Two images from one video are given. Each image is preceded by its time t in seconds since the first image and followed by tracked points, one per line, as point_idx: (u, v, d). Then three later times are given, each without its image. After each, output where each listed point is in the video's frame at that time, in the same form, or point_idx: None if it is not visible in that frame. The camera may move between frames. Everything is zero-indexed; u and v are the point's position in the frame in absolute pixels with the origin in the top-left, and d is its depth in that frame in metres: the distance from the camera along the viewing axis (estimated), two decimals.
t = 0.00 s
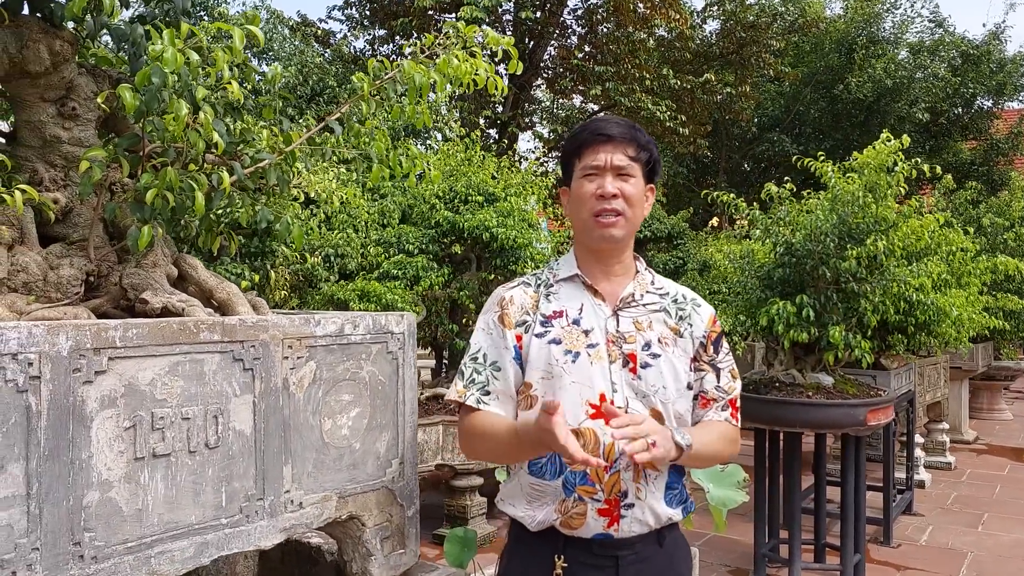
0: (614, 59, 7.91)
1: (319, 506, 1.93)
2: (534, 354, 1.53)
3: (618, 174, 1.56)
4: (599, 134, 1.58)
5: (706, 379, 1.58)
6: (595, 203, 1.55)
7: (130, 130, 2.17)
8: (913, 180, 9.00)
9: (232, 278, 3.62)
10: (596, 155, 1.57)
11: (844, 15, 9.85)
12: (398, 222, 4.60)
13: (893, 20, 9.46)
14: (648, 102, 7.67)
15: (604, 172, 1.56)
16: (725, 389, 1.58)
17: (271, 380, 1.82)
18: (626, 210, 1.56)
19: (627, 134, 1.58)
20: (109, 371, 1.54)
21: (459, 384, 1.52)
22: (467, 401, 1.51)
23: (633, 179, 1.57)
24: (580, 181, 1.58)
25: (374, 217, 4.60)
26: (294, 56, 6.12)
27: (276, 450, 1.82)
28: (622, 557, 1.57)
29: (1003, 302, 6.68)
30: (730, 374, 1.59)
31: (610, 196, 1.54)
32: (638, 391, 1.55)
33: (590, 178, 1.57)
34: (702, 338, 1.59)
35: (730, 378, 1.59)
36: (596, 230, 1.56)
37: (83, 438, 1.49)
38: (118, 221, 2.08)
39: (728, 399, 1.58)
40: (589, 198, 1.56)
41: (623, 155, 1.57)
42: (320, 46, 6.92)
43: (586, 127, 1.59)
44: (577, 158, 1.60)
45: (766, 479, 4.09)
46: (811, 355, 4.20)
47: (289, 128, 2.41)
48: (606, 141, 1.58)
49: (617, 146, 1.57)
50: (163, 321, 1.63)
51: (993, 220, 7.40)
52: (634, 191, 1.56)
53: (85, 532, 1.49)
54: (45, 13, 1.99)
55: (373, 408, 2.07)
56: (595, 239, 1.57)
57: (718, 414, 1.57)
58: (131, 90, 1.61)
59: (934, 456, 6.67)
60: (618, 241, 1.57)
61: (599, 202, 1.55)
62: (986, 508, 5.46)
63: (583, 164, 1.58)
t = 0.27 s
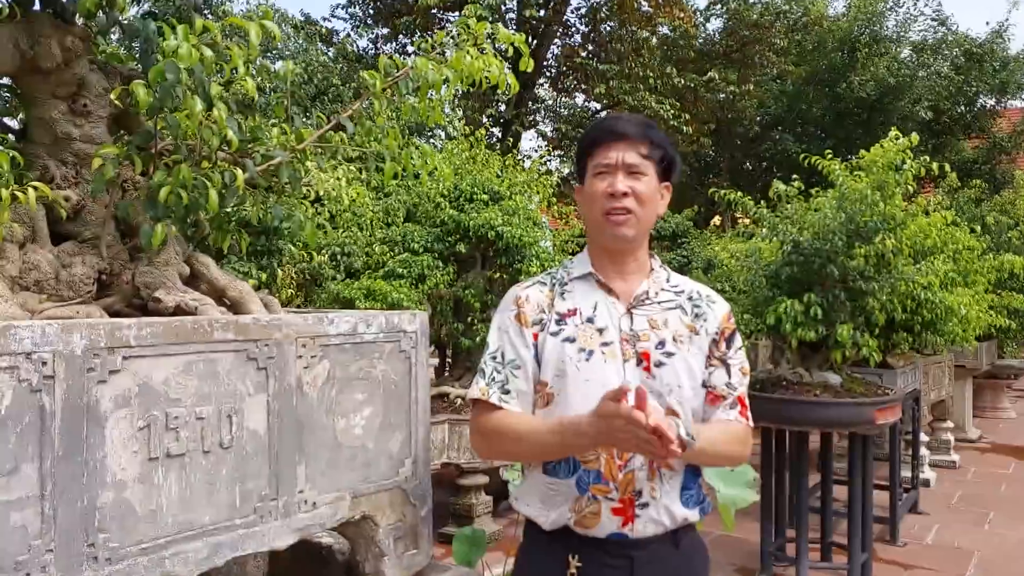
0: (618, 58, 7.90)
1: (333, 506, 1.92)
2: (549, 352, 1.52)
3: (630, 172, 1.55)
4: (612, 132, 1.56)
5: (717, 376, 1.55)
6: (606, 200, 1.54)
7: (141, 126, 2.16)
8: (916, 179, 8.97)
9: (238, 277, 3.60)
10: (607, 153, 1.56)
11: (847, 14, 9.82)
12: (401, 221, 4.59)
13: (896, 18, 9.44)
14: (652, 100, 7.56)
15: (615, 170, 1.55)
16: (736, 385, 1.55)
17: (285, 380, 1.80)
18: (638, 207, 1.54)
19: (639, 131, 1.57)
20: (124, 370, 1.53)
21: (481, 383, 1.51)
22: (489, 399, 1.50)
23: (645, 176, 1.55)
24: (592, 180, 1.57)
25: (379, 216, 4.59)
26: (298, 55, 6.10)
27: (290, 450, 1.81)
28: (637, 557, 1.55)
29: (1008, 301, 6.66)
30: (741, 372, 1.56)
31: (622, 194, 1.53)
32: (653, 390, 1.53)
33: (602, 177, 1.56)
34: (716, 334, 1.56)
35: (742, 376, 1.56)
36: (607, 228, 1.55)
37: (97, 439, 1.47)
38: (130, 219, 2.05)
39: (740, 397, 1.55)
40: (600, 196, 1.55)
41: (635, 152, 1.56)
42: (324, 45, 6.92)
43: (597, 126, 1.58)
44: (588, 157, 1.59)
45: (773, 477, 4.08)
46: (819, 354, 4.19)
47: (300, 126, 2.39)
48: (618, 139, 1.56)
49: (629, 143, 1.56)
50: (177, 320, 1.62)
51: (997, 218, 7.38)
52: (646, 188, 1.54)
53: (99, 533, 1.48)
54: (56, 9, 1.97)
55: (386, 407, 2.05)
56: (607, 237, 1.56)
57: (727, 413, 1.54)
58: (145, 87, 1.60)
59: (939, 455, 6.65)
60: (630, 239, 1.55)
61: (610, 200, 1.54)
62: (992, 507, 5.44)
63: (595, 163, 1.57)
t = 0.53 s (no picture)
0: (622, 54, 7.89)
1: (341, 505, 1.89)
2: (559, 352, 1.49)
3: (651, 165, 1.52)
4: (635, 124, 1.54)
5: (732, 373, 1.51)
6: (624, 191, 1.51)
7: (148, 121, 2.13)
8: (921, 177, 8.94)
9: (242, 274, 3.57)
10: (628, 144, 1.53)
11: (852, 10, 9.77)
12: (404, 219, 4.61)
13: (901, 14, 9.38)
14: (656, 96, 7.54)
15: (636, 162, 1.53)
16: (752, 381, 1.50)
17: (294, 377, 1.78)
18: (655, 201, 1.51)
19: (662, 125, 1.54)
20: (132, 368, 1.50)
21: (490, 383, 1.49)
22: (499, 400, 1.47)
23: (665, 171, 1.53)
24: (610, 171, 1.55)
25: (382, 213, 4.56)
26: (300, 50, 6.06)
27: (299, 448, 1.79)
28: (648, 558, 1.52)
29: (1014, 299, 6.63)
30: (757, 367, 1.51)
31: (641, 186, 1.50)
32: (666, 389, 1.51)
33: (621, 168, 1.53)
34: (729, 329, 1.52)
35: (758, 371, 1.51)
36: (624, 220, 1.52)
37: (105, 437, 1.45)
38: (136, 214, 2.03)
39: (756, 393, 1.50)
40: (618, 187, 1.52)
41: (658, 146, 1.53)
42: (326, 42, 6.89)
43: (620, 117, 1.56)
44: (608, 148, 1.56)
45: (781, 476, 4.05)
46: (826, 352, 4.17)
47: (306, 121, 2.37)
48: (640, 131, 1.54)
49: (652, 136, 1.53)
50: (185, 317, 1.59)
51: (1003, 216, 7.34)
52: (665, 183, 1.52)
53: (108, 532, 1.46)
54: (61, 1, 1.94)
55: (395, 405, 2.03)
56: (623, 230, 1.53)
57: (741, 410, 1.49)
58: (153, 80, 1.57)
59: (945, 454, 6.62)
60: (646, 233, 1.53)
61: (629, 191, 1.51)
62: (999, 507, 5.41)
63: (615, 154, 1.54)
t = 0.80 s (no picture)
0: (623, 52, 7.88)
1: (345, 504, 1.89)
2: (560, 349, 1.48)
3: (658, 161, 1.52)
4: (643, 120, 1.54)
5: (732, 371, 1.49)
6: (630, 185, 1.50)
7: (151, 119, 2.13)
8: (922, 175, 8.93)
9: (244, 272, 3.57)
10: (637, 140, 1.53)
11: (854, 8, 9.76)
12: (405, 216, 4.60)
13: (902, 12, 9.36)
14: (657, 94, 7.54)
15: (645, 157, 1.52)
16: (753, 381, 1.48)
17: (298, 375, 1.78)
18: (661, 196, 1.51)
19: (672, 124, 1.55)
20: (136, 366, 1.50)
21: (490, 379, 1.48)
22: (499, 395, 1.46)
23: (672, 168, 1.53)
24: (617, 165, 1.54)
25: (384, 212, 4.56)
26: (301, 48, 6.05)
27: (303, 447, 1.78)
28: (651, 556, 1.50)
29: (1016, 297, 6.62)
30: (758, 366, 1.49)
31: (647, 180, 1.50)
32: (666, 387, 1.50)
33: (628, 162, 1.53)
34: (731, 328, 1.51)
35: (759, 370, 1.49)
36: (629, 213, 1.51)
37: (110, 435, 1.45)
38: (139, 212, 2.03)
39: (757, 393, 1.48)
40: (625, 180, 1.51)
41: (666, 143, 1.53)
42: (327, 40, 6.89)
43: (631, 112, 1.56)
44: (617, 143, 1.56)
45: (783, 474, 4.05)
46: (829, 350, 4.16)
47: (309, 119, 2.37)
48: (650, 128, 1.54)
49: (661, 133, 1.53)
50: (189, 314, 1.59)
51: (1005, 214, 7.34)
52: (672, 180, 1.52)
53: (112, 530, 1.46)
54: None
55: (398, 403, 2.03)
56: (627, 224, 1.52)
57: (743, 410, 1.48)
58: (157, 77, 1.57)
59: (946, 453, 6.61)
60: (650, 229, 1.52)
61: (636, 185, 1.50)
62: (1000, 505, 5.41)
63: (624, 148, 1.54)
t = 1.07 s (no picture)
0: (622, 50, 7.86)
1: (339, 502, 1.89)
2: (556, 345, 1.49)
3: (655, 166, 1.50)
4: (639, 124, 1.51)
5: (721, 350, 1.48)
6: (628, 191, 1.48)
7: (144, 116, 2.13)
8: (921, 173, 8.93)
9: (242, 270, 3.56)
10: (633, 143, 1.51)
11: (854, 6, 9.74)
12: (404, 215, 4.62)
13: (902, 10, 9.34)
14: (656, 92, 7.52)
15: (640, 162, 1.50)
16: (743, 357, 1.48)
17: (291, 373, 1.78)
18: (658, 203, 1.49)
19: (667, 126, 1.53)
20: (128, 364, 1.50)
21: (495, 370, 1.44)
22: (502, 383, 1.43)
23: (668, 172, 1.51)
24: (613, 169, 1.51)
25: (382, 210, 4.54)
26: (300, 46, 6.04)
27: (296, 445, 1.78)
28: (644, 553, 1.50)
29: (1015, 295, 6.62)
30: (747, 346, 1.49)
31: (645, 187, 1.47)
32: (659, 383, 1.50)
33: (624, 167, 1.50)
34: (721, 316, 1.50)
35: (749, 354, 1.48)
36: (626, 218, 1.49)
37: (101, 433, 1.45)
38: (132, 210, 2.03)
39: (749, 367, 1.48)
40: (621, 185, 1.49)
41: (662, 147, 1.51)
42: (326, 38, 6.88)
43: (626, 114, 1.52)
44: (612, 145, 1.53)
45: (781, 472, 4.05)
46: (827, 349, 4.16)
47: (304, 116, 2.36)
48: (646, 131, 1.51)
49: (656, 137, 1.51)
50: (181, 313, 1.59)
51: (1004, 212, 7.33)
52: (667, 185, 1.50)
53: (103, 528, 1.45)
54: None
55: (392, 401, 2.03)
56: (623, 229, 1.50)
57: (736, 381, 1.47)
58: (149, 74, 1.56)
59: (945, 451, 6.61)
60: (647, 235, 1.50)
61: (633, 190, 1.47)
62: (999, 503, 5.41)
63: (620, 152, 1.51)
